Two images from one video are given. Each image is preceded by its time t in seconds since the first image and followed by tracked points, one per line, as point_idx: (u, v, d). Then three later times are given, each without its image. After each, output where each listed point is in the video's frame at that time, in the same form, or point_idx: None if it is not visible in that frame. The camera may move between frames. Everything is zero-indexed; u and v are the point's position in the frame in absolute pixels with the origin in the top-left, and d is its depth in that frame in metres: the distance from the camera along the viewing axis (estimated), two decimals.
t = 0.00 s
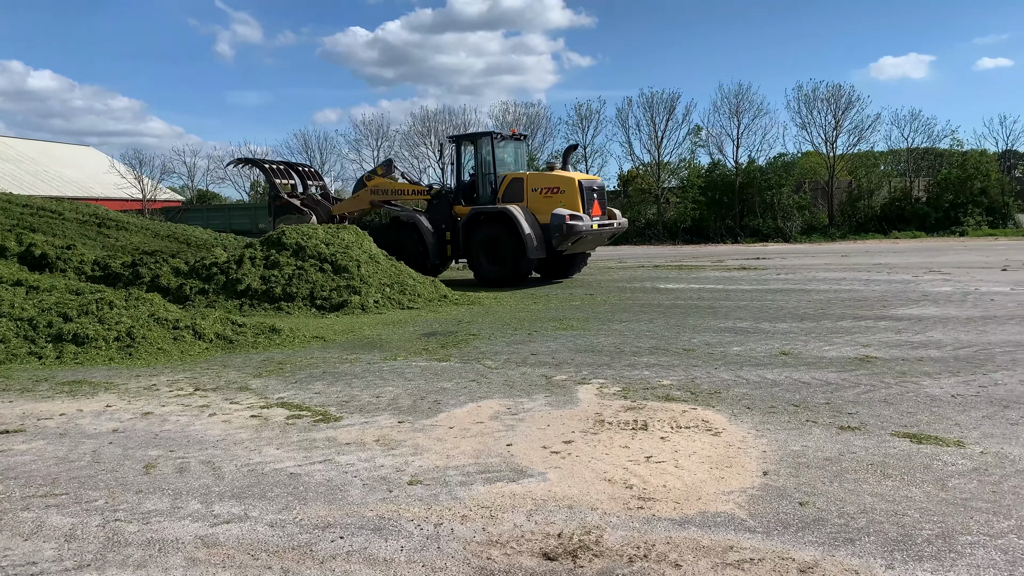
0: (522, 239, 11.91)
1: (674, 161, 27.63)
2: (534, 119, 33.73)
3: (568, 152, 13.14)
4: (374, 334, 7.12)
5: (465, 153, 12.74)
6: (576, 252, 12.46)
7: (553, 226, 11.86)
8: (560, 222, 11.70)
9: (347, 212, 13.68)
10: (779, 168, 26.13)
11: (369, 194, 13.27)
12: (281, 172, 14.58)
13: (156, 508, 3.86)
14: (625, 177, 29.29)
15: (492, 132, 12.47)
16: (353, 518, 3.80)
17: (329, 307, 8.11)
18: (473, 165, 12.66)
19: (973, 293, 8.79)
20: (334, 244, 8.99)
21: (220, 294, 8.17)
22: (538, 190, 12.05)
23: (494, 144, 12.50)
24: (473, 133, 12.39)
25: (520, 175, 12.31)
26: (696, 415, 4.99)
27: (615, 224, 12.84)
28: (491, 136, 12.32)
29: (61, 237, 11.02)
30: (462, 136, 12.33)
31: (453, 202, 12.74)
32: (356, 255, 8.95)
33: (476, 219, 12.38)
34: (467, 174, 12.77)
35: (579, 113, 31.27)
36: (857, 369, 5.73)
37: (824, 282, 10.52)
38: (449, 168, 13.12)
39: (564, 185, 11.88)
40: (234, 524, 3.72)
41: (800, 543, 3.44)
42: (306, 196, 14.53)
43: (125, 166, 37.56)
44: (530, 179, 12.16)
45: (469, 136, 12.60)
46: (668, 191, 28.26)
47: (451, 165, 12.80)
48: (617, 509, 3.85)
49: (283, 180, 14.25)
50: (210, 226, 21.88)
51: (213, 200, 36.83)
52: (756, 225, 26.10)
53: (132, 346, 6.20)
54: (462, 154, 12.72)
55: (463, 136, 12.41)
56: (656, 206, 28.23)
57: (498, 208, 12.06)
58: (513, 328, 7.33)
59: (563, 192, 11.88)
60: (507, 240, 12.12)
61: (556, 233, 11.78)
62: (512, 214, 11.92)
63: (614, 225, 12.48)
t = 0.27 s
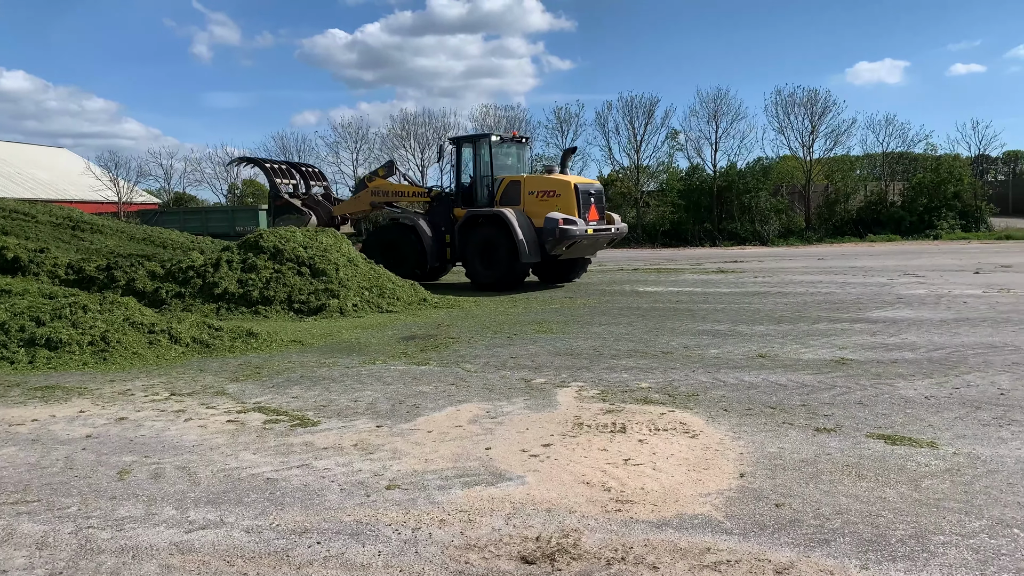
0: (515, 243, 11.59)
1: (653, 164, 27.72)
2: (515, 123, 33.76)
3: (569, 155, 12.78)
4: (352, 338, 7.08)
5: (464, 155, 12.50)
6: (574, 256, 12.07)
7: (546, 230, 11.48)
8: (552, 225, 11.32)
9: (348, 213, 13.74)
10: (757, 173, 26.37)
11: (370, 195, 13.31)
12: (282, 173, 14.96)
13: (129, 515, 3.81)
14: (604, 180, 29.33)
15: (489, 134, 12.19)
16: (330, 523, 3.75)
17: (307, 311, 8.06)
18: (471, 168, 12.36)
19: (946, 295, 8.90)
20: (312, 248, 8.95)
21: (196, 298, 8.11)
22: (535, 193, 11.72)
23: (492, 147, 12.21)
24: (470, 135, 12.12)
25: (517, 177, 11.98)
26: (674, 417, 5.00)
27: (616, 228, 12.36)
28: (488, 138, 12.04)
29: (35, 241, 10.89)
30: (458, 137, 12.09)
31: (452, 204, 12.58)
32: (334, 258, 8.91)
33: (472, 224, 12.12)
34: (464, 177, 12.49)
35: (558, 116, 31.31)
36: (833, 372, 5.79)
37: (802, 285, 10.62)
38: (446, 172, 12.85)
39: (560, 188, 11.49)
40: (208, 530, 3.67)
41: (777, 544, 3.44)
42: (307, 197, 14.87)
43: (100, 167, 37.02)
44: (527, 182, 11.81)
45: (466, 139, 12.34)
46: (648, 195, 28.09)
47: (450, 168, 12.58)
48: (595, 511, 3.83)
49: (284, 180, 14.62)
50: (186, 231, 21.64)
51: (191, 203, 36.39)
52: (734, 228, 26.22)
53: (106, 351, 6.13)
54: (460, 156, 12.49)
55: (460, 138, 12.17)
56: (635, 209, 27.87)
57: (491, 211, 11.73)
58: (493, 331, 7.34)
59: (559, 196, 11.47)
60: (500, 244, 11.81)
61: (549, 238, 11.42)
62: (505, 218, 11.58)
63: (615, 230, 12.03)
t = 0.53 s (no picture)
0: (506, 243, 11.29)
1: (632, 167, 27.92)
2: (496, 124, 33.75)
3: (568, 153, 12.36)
4: (331, 339, 7.05)
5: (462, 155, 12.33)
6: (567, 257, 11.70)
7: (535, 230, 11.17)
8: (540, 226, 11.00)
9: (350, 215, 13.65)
10: (734, 176, 26.54)
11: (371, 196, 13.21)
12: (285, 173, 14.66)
13: (103, 518, 3.77)
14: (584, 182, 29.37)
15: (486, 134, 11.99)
16: (307, 525, 3.73)
17: (285, 312, 8.01)
18: (468, 169, 12.22)
19: (920, 298, 9.04)
20: (291, 248, 8.90)
21: (173, 299, 8.05)
22: (526, 193, 11.41)
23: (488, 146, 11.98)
24: (465, 135, 11.95)
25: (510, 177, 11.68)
26: (652, 418, 5.04)
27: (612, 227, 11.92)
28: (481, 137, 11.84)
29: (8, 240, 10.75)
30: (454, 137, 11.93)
31: (451, 204, 12.45)
32: (312, 258, 8.86)
33: (466, 224, 11.87)
34: (461, 178, 12.36)
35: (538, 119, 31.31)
36: (809, 373, 5.85)
37: (781, 287, 10.72)
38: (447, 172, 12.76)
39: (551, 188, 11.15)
40: (184, 533, 3.64)
41: (752, 545, 3.47)
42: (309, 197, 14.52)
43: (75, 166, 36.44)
44: (520, 181, 11.50)
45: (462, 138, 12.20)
46: (627, 198, 28.42)
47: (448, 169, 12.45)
48: (573, 513, 3.84)
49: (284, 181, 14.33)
50: (162, 231, 21.42)
51: (168, 203, 35.93)
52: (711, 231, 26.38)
53: (80, 352, 6.07)
54: (458, 156, 12.33)
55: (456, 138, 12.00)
56: (616, 212, 28.16)
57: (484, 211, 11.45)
58: (472, 333, 7.35)
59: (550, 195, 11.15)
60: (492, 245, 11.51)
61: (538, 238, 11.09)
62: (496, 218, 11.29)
63: (610, 229, 11.55)
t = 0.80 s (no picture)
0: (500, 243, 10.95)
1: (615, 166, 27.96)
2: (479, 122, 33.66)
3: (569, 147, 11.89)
4: (310, 337, 7.01)
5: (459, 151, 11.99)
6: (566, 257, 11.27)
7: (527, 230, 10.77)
8: (532, 226, 10.62)
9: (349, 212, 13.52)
10: (717, 175, 26.70)
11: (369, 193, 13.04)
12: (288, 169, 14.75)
13: (77, 518, 3.72)
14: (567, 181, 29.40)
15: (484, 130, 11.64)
16: (285, 525, 3.70)
17: (264, 310, 7.95)
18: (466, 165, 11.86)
19: (897, 297, 9.14)
20: (270, 246, 8.84)
21: (150, 297, 7.99)
22: (522, 192, 11.02)
23: (485, 141, 11.60)
24: (463, 130, 11.62)
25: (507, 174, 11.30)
26: (632, 417, 5.05)
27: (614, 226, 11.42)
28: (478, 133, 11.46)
29: None
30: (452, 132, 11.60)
31: (449, 202, 12.12)
32: (292, 256, 8.80)
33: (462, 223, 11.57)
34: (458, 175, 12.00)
35: (521, 117, 31.23)
36: (788, 371, 5.89)
37: (763, 286, 10.80)
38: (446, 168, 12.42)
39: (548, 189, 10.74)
40: (160, 533, 3.60)
41: (731, 543, 3.48)
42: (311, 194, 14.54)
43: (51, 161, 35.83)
44: (516, 178, 11.12)
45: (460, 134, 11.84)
46: (609, 197, 28.12)
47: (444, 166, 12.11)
48: (553, 511, 3.84)
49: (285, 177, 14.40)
50: (141, 227, 21.20)
51: (148, 199, 35.62)
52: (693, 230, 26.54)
53: (55, 350, 6.01)
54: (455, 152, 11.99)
55: (454, 133, 11.67)
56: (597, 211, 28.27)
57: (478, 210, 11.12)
58: (453, 331, 7.34)
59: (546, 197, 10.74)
60: (486, 244, 11.17)
61: (530, 239, 10.72)
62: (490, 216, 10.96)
63: (608, 230, 11.09)
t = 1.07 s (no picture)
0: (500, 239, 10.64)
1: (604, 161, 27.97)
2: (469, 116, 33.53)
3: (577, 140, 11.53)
4: (298, 331, 6.99)
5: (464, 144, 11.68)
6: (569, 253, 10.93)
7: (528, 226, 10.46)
8: (532, 221, 10.30)
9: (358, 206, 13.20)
10: (706, 170, 26.78)
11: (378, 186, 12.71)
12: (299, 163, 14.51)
13: (63, 513, 3.70)
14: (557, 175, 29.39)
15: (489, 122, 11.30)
16: (273, 519, 3.69)
17: (252, 304, 7.92)
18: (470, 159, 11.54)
19: (884, 292, 9.19)
20: (258, 239, 8.79)
21: (137, 290, 7.94)
22: (526, 185, 10.69)
23: (490, 134, 11.30)
24: (468, 122, 11.30)
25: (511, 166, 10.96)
26: (620, 411, 5.07)
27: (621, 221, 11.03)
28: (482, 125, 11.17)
29: None
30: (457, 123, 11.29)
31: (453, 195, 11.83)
32: (280, 250, 8.76)
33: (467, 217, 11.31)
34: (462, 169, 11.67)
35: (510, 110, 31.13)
36: (775, 367, 5.92)
37: (751, 281, 10.84)
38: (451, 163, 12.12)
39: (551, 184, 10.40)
40: (147, 528, 3.59)
41: (718, 537, 3.50)
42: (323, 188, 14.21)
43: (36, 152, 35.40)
44: (520, 172, 10.78)
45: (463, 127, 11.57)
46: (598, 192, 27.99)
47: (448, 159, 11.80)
48: (541, 505, 3.85)
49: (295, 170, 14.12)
50: (127, 220, 21.08)
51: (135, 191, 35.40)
52: (681, 226, 26.66)
53: (40, 343, 5.96)
54: (460, 145, 11.69)
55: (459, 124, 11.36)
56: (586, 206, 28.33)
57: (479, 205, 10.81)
58: (442, 326, 7.34)
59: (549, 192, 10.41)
60: (487, 241, 10.87)
61: (530, 235, 10.42)
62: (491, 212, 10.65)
63: (613, 225, 10.70)
